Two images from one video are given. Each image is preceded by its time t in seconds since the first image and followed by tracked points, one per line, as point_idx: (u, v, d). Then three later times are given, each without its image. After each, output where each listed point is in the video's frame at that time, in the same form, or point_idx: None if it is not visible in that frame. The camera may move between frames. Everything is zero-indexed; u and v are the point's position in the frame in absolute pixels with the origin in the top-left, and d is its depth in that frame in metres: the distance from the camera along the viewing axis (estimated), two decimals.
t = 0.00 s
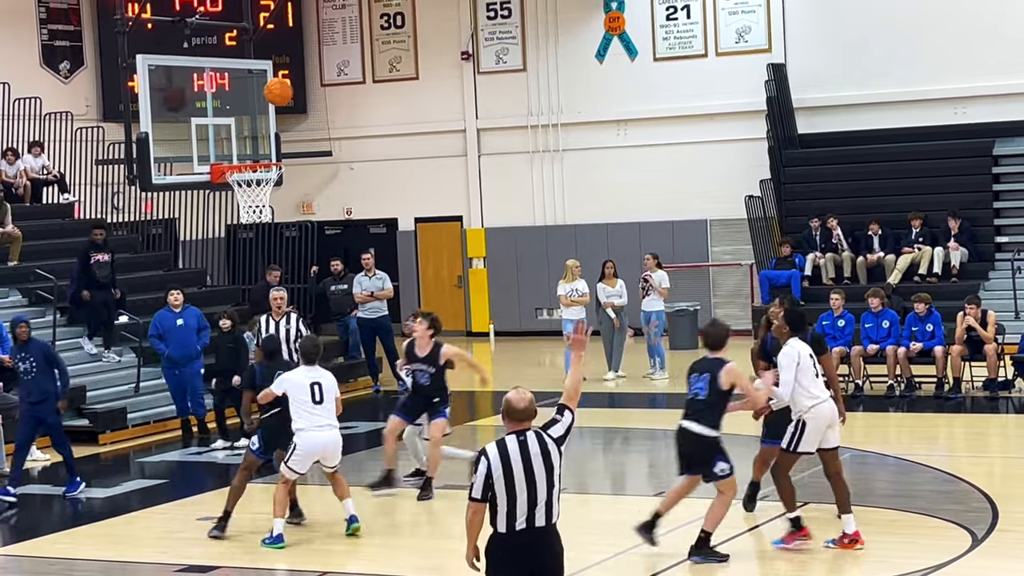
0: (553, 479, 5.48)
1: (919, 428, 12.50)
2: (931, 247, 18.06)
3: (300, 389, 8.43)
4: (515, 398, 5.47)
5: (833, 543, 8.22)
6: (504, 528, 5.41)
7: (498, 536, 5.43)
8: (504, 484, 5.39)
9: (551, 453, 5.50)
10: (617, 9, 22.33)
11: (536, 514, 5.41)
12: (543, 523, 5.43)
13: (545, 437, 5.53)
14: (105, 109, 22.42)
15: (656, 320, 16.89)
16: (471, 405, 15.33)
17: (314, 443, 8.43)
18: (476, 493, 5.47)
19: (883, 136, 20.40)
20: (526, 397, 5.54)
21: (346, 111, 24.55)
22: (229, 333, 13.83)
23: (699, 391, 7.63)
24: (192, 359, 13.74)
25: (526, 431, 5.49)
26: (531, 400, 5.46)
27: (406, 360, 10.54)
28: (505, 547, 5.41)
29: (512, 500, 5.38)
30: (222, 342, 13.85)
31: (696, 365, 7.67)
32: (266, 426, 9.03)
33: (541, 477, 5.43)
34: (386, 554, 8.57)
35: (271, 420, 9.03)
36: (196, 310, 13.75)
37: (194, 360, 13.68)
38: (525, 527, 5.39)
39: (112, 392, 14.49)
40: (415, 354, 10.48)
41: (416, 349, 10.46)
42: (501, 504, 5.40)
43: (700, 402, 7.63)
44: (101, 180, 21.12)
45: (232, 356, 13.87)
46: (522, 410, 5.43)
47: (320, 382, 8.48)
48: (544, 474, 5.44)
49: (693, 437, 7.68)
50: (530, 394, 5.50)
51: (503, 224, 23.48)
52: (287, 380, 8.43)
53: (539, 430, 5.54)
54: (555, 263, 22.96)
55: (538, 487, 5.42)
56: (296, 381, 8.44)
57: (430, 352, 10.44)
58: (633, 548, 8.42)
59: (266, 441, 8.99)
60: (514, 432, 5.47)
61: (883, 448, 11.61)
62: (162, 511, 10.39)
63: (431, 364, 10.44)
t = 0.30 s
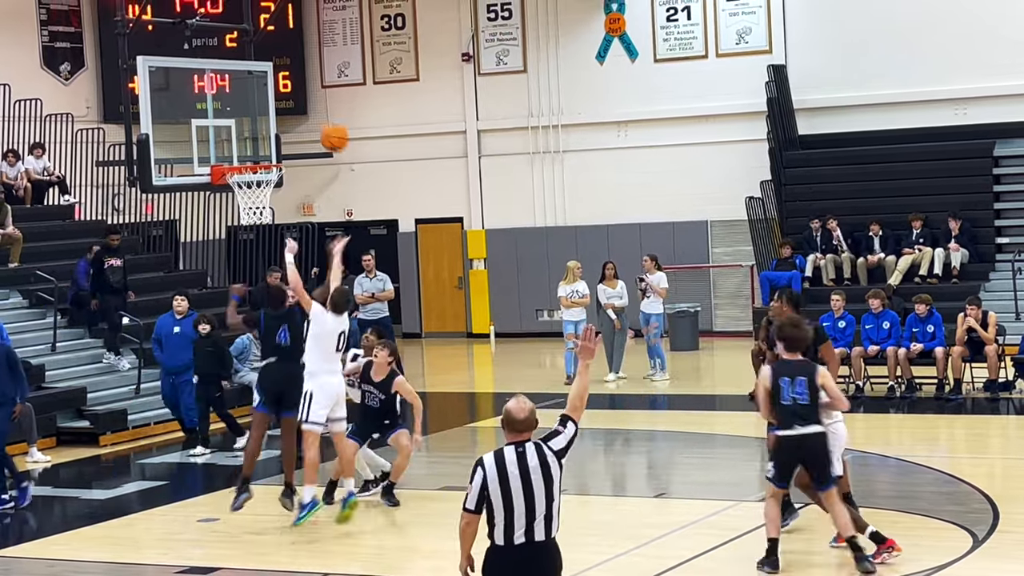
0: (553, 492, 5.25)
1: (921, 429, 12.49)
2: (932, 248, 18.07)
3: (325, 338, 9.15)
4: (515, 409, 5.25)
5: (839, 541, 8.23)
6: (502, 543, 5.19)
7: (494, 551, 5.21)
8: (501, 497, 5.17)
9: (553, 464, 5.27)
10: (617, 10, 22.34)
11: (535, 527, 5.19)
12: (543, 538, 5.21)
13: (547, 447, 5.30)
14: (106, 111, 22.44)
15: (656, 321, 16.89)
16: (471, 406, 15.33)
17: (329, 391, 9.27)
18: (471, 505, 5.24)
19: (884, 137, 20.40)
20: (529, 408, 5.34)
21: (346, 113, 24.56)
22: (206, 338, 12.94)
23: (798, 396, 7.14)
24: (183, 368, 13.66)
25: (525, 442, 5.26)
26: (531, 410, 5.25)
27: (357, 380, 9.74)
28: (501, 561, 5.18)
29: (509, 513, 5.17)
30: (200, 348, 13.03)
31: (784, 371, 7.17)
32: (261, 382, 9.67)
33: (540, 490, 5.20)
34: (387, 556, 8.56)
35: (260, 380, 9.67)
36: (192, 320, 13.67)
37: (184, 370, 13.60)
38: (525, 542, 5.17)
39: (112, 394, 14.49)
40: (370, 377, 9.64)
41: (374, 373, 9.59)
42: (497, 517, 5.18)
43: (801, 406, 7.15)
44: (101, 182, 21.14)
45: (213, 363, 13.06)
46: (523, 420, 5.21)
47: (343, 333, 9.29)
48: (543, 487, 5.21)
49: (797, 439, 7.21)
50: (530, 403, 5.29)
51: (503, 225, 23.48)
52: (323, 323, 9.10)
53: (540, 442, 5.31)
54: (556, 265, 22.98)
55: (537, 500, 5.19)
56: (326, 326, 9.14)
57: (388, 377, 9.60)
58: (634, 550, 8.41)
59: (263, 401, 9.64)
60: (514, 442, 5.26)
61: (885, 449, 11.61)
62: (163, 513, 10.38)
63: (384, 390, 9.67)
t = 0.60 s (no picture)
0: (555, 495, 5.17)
1: (921, 430, 12.50)
2: (932, 249, 18.08)
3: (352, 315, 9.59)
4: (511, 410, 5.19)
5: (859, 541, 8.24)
6: (503, 547, 5.14)
7: (496, 554, 5.16)
8: (499, 500, 5.13)
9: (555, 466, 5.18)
10: (618, 11, 22.35)
11: (536, 530, 5.12)
12: (544, 541, 5.13)
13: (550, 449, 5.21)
14: (106, 112, 22.43)
15: (656, 322, 16.90)
16: (472, 407, 15.32)
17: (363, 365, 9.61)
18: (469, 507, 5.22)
19: (884, 138, 20.41)
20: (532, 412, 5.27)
21: (347, 114, 24.56)
22: (190, 337, 13.01)
23: (847, 381, 7.05)
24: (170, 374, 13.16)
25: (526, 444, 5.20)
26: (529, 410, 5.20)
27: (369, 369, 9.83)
28: (502, 565, 5.13)
29: (507, 516, 5.12)
30: (184, 348, 13.01)
31: (833, 358, 7.08)
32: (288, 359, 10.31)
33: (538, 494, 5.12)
34: (387, 558, 8.56)
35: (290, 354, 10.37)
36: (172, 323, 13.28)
37: (172, 375, 13.16)
38: (526, 544, 5.11)
39: (113, 395, 14.51)
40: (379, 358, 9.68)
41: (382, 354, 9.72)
42: (496, 520, 5.14)
43: (853, 392, 7.05)
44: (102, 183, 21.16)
45: (195, 364, 13.10)
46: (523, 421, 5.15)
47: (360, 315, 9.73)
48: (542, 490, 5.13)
49: (842, 427, 7.07)
50: (528, 405, 5.22)
51: (504, 226, 23.48)
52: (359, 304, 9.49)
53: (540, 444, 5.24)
54: (557, 266, 23.00)
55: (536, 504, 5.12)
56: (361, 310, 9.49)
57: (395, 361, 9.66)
58: (634, 551, 8.42)
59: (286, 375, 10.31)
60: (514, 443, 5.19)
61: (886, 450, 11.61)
62: (163, 514, 10.39)
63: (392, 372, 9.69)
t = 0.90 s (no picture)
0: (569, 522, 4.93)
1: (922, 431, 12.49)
2: (933, 250, 18.08)
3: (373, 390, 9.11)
4: (545, 422, 5.03)
5: (868, 542, 8.19)
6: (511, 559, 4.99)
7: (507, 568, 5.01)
8: (509, 510, 4.98)
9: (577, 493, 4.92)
10: (619, 12, 22.34)
11: (542, 547, 4.93)
12: (550, 561, 4.92)
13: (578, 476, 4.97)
14: (107, 113, 22.43)
15: (656, 322, 16.92)
16: (472, 408, 15.32)
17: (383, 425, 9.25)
18: (488, 515, 5.07)
19: (883, 139, 20.44)
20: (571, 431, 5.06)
21: (348, 114, 24.57)
22: (175, 342, 12.57)
23: (880, 412, 7.14)
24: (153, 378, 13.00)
25: (554, 462, 5.00)
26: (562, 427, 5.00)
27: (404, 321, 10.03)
28: None
29: (517, 528, 4.97)
30: (169, 353, 12.61)
31: (863, 388, 7.18)
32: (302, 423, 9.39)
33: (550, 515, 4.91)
34: (387, 558, 8.57)
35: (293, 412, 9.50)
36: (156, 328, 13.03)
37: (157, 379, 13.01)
38: (528, 561, 4.93)
39: (114, 396, 14.51)
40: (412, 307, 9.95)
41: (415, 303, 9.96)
42: (507, 530, 5.00)
43: (882, 423, 7.14)
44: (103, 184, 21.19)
45: (183, 369, 12.67)
46: (550, 438, 4.96)
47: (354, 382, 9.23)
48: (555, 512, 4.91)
49: (877, 453, 7.11)
50: (560, 419, 5.04)
51: (504, 227, 23.49)
52: (385, 379, 9.09)
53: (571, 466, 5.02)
54: (558, 266, 23.02)
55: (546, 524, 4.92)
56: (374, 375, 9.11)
57: (429, 307, 9.91)
58: (635, 552, 8.41)
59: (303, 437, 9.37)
60: (541, 458, 4.99)
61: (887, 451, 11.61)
62: (164, 514, 10.39)
63: (427, 318, 9.92)
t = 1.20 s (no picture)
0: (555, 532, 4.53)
1: (924, 431, 12.48)
2: (934, 251, 18.07)
3: (340, 369, 9.15)
4: (590, 428, 4.60)
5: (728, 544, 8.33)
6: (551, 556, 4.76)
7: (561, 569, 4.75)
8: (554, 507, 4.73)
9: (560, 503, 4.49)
10: (620, 12, 22.33)
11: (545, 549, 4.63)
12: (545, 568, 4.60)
13: (581, 490, 4.49)
14: (108, 113, 22.40)
15: (656, 322, 16.92)
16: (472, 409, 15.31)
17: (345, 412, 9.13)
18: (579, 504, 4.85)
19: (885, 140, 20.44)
20: (611, 443, 4.57)
21: (348, 115, 24.56)
22: (161, 343, 12.36)
23: (855, 373, 7.53)
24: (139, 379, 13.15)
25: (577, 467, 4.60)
26: (591, 434, 4.55)
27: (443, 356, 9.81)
28: None
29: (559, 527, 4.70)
30: (154, 355, 12.40)
31: (846, 348, 7.52)
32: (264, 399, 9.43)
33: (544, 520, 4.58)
34: (387, 559, 8.57)
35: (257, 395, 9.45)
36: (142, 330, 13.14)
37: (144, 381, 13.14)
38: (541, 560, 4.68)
39: (114, 397, 14.50)
40: (452, 347, 9.78)
41: (455, 341, 9.78)
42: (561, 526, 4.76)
43: (855, 384, 7.54)
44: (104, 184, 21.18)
45: (169, 370, 12.46)
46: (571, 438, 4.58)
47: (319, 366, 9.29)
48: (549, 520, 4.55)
49: (844, 417, 7.47)
50: (600, 426, 4.58)
51: (505, 228, 23.49)
52: (353, 359, 9.14)
53: (592, 474, 4.55)
54: (559, 267, 23.01)
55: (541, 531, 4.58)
56: (343, 356, 9.17)
57: (471, 345, 9.75)
58: (635, 552, 8.40)
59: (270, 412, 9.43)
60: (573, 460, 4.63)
61: (888, 452, 11.60)
62: (164, 515, 10.39)
63: (472, 356, 9.72)
